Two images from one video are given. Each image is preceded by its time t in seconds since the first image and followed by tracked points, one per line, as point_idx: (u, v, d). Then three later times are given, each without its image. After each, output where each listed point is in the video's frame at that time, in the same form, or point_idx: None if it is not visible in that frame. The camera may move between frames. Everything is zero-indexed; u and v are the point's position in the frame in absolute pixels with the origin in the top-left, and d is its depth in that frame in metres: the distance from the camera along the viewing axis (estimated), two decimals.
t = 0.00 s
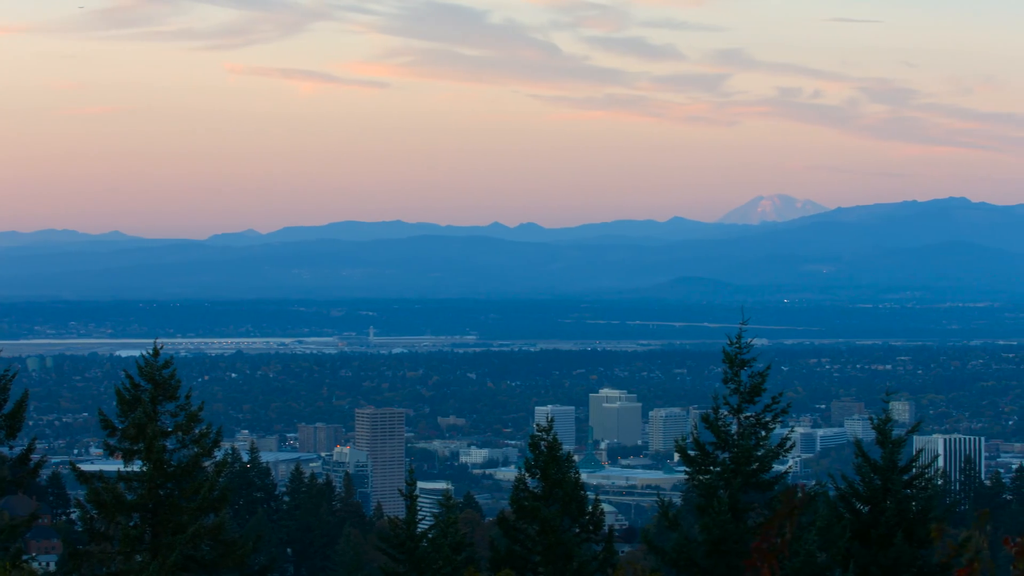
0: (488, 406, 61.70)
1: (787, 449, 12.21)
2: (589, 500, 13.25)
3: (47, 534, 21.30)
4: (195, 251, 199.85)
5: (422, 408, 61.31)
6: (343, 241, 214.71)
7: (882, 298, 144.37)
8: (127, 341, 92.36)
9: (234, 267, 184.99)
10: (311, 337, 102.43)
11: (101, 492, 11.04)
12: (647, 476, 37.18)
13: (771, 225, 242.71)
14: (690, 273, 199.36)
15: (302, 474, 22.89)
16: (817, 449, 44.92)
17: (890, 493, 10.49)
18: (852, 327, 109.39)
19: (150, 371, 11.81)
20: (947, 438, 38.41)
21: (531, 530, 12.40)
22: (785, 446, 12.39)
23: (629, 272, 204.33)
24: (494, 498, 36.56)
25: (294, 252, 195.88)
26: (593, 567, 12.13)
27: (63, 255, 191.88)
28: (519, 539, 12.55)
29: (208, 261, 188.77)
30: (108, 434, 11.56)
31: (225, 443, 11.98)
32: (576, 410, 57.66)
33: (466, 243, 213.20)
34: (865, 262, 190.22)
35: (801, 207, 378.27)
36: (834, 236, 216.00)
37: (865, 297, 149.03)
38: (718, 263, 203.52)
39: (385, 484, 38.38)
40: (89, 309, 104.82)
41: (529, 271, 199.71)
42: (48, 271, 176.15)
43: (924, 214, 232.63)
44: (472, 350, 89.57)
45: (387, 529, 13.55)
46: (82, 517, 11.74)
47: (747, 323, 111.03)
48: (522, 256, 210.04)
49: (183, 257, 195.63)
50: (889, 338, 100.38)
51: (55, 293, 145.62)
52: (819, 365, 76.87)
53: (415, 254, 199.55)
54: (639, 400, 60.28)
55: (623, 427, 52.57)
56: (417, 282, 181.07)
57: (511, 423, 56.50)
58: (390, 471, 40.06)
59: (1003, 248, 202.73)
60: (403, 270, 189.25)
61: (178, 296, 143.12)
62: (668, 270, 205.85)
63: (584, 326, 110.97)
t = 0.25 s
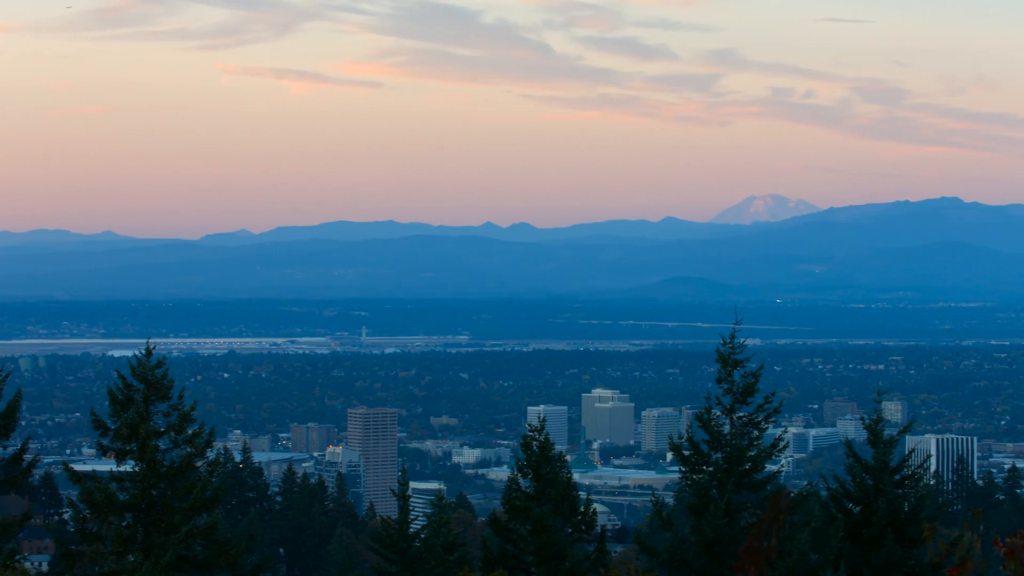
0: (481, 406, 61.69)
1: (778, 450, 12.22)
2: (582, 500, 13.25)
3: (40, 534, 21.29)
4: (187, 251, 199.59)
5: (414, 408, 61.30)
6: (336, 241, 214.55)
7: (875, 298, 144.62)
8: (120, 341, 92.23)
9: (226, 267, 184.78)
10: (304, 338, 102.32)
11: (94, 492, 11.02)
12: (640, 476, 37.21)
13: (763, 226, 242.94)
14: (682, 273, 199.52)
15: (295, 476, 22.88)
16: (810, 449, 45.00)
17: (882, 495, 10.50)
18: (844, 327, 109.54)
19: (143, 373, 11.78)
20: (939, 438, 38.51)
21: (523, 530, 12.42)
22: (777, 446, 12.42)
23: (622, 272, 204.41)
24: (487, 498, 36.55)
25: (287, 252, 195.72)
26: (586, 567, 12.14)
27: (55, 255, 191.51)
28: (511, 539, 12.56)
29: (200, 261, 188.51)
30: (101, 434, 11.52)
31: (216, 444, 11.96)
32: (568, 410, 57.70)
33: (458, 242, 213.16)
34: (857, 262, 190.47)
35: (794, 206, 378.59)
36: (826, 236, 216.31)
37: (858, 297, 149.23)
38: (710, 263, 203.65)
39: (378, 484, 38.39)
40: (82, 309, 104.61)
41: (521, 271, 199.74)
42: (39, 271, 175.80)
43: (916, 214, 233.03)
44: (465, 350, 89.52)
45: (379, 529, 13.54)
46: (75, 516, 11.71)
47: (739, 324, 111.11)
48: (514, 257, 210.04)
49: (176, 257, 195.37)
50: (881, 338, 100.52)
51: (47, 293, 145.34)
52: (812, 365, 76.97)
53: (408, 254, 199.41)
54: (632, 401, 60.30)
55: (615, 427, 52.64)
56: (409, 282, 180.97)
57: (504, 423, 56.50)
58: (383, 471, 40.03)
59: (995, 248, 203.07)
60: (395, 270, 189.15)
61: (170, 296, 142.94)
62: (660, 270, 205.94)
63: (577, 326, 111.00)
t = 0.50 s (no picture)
0: (474, 406, 61.65)
1: (773, 449, 12.22)
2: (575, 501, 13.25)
3: (32, 534, 21.24)
4: (180, 251, 199.28)
5: (407, 408, 61.26)
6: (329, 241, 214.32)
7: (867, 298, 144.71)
8: (113, 341, 92.05)
9: (219, 267, 184.50)
10: (297, 337, 102.16)
11: (87, 492, 11.00)
12: (633, 476, 37.22)
13: (756, 225, 243.09)
14: (675, 273, 199.67)
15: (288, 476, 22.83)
16: (803, 449, 45.04)
17: (874, 494, 10.51)
18: (838, 327, 109.62)
19: (136, 372, 11.77)
20: (932, 438, 38.55)
21: (516, 530, 12.44)
22: (771, 446, 12.42)
23: (615, 271, 204.45)
24: (479, 498, 36.57)
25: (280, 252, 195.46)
26: (578, 567, 12.15)
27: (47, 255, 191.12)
28: (503, 539, 12.57)
29: (193, 261, 188.20)
30: (94, 434, 11.49)
31: (209, 444, 11.94)
32: (561, 410, 57.69)
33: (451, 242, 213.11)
34: (850, 262, 190.63)
35: (787, 206, 378.93)
36: (819, 236, 216.54)
37: (851, 297, 149.40)
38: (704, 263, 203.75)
39: (371, 484, 38.36)
40: (74, 309, 104.35)
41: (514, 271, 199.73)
42: (32, 271, 175.42)
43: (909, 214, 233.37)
44: (457, 350, 89.45)
45: (372, 530, 13.53)
46: (69, 518, 11.67)
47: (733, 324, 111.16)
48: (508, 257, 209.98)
49: (169, 256, 195.07)
50: (874, 338, 100.60)
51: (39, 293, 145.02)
52: (805, 365, 77.02)
53: (401, 254, 199.24)
54: (625, 401, 60.29)
55: (608, 427, 52.63)
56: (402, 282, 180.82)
57: (497, 424, 56.49)
58: (376, 471, 40.01)
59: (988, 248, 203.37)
60: (388, 270, 188.98)
61: (163, 296, 142.62)
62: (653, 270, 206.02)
63: (570, 326, 110.97)
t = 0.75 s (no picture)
0: (467, 406, 61.58)
1: (766, 449, 12.23)
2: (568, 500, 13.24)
3: (24, 534, 21.21)
4: (173, 251, 198.98)
5: (401, 408, 61.19)
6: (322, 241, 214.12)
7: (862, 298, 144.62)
8: (106, 341, 91.83)
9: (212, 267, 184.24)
10: (290, 337, 101.96)
11: (81, 492, 10.97)
12: (626, 476, 37.16)
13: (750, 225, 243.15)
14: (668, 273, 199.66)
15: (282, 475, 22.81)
16: (796, 449, 45.02)
17: (867, 494, 10.54)
18: (832, 327, 109.59)
19: (130, 373, 11.75)
20: (925, 438, 38.55)
21: (509, 530, 12.44)
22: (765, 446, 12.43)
23: (609, 271, 204.46)
24: (473, 498, 36.52)
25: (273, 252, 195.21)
26: (572, 566, 12.14)
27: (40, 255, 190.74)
28: (497, 539, 12.57)
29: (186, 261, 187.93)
30: (88, 434, 11.45)
31: (203, 443, 11.91)
32: (555, 409, 57.64)
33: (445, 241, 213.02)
34: (844, 262, 190.73)
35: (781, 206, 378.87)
36: (813, 236, 216.62)
37: (844, 297, 149.38)
38: (697, 262, 203.79)
39: (365, 484, 38.29)
40: (67, 309, 104.10)
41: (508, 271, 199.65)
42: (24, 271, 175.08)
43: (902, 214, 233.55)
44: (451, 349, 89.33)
45: (366, 530, 13.52)
46: (64, 518, 11.64)
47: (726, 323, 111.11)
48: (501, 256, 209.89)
49: (162, 256, 194.82)
50: (868, 338, 100.56)
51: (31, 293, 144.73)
52: (799, 365, 77.01)
53: (394, 254, 199.10)
54: (619, 400, 60.24)
55: (602, 427, 52.58)
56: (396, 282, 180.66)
57: (490, 423, 56.43)
58: (369, 471, 39.94)
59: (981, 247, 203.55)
60: (381, 270, 188.84)
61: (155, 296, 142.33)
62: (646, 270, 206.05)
63: (564, 326, 110.90)
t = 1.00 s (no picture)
0: (460, 406, 61.64)
1: (758, 449, 12.24)
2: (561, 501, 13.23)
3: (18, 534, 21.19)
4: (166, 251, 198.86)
5: (394, 408, 61.22)
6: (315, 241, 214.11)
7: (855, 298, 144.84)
8: (99, 341, 91.80)
9: (206, 267, 184.16)
10: (284, 338, 101.96)
11: (74, 492, 10.96)
12: (620, 476, 37.23)
13: (743, 225, 243.39)
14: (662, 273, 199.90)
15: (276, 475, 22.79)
16: (789, 449, 45.13)
17: (860, 494, 10.54)
18: (825, 327, 109.78)
19: (124, 373, 11.74)
20: (918, 438, 38.63)
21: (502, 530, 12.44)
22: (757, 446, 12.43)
23: (603, 271, 204.65)
24: (466, 498, 36.57)
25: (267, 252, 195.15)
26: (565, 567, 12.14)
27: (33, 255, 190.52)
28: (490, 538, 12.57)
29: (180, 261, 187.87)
30: (81, 434, 11.43)
31: (197, 444, 11.89)
32: (548, 409, 57.71)
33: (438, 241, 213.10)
34: (837, 262, 191.03)
35: (774, 207, 379.20)
36: (806, 236, 216.91)
37: (837, 297, 149.70)
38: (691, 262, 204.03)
39: (358, 484, 38.33)
40: (60, 309, 104.02)
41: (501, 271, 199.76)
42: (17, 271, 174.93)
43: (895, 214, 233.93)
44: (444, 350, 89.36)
45: (359, 529, 13.49)
46: (57, 518, 11.62)
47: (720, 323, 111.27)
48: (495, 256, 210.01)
49: (156, 256, 194.67)
50: (861, 338, 100.75)
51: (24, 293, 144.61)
52: (792, 365, 77.15)
53: (388, 254, 199.10)
54: (612, 400, 60.31)
55: (595, 427, 52.67)
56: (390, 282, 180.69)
57: (484, 423, 56.47)
58: (362, 471, 39.99)
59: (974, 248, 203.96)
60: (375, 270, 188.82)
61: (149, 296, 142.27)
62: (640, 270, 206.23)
63: (557, 326, 111.01)
